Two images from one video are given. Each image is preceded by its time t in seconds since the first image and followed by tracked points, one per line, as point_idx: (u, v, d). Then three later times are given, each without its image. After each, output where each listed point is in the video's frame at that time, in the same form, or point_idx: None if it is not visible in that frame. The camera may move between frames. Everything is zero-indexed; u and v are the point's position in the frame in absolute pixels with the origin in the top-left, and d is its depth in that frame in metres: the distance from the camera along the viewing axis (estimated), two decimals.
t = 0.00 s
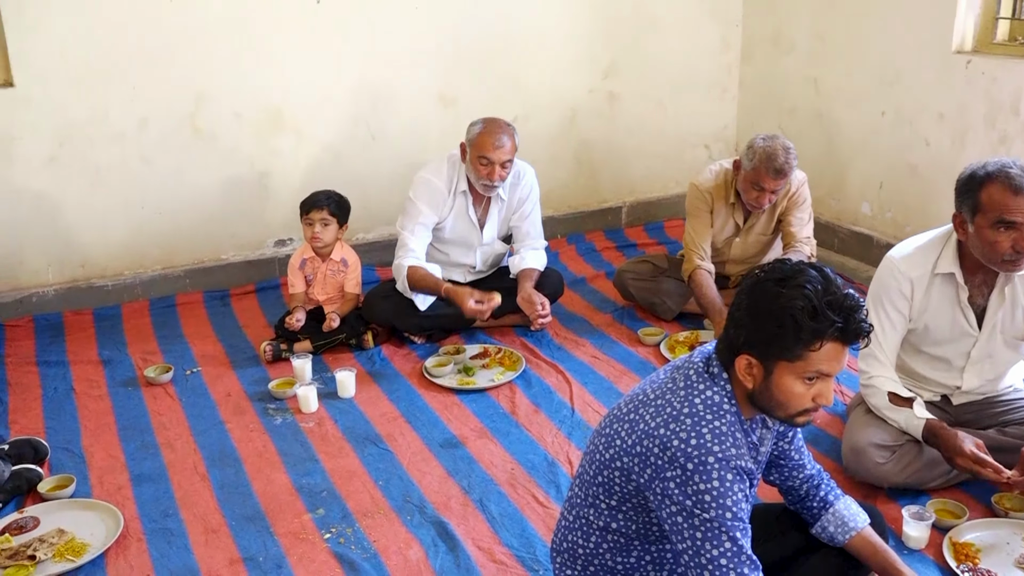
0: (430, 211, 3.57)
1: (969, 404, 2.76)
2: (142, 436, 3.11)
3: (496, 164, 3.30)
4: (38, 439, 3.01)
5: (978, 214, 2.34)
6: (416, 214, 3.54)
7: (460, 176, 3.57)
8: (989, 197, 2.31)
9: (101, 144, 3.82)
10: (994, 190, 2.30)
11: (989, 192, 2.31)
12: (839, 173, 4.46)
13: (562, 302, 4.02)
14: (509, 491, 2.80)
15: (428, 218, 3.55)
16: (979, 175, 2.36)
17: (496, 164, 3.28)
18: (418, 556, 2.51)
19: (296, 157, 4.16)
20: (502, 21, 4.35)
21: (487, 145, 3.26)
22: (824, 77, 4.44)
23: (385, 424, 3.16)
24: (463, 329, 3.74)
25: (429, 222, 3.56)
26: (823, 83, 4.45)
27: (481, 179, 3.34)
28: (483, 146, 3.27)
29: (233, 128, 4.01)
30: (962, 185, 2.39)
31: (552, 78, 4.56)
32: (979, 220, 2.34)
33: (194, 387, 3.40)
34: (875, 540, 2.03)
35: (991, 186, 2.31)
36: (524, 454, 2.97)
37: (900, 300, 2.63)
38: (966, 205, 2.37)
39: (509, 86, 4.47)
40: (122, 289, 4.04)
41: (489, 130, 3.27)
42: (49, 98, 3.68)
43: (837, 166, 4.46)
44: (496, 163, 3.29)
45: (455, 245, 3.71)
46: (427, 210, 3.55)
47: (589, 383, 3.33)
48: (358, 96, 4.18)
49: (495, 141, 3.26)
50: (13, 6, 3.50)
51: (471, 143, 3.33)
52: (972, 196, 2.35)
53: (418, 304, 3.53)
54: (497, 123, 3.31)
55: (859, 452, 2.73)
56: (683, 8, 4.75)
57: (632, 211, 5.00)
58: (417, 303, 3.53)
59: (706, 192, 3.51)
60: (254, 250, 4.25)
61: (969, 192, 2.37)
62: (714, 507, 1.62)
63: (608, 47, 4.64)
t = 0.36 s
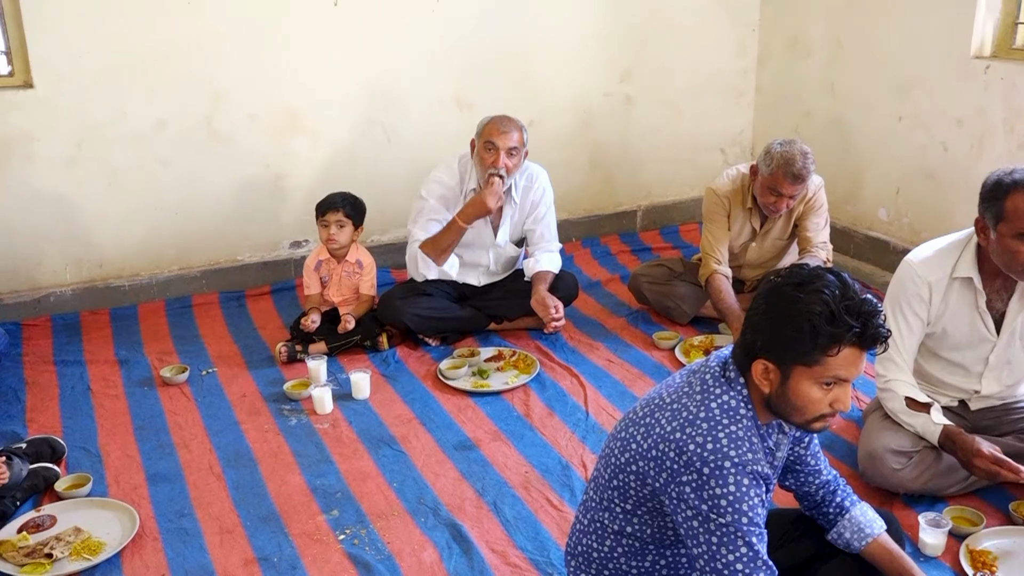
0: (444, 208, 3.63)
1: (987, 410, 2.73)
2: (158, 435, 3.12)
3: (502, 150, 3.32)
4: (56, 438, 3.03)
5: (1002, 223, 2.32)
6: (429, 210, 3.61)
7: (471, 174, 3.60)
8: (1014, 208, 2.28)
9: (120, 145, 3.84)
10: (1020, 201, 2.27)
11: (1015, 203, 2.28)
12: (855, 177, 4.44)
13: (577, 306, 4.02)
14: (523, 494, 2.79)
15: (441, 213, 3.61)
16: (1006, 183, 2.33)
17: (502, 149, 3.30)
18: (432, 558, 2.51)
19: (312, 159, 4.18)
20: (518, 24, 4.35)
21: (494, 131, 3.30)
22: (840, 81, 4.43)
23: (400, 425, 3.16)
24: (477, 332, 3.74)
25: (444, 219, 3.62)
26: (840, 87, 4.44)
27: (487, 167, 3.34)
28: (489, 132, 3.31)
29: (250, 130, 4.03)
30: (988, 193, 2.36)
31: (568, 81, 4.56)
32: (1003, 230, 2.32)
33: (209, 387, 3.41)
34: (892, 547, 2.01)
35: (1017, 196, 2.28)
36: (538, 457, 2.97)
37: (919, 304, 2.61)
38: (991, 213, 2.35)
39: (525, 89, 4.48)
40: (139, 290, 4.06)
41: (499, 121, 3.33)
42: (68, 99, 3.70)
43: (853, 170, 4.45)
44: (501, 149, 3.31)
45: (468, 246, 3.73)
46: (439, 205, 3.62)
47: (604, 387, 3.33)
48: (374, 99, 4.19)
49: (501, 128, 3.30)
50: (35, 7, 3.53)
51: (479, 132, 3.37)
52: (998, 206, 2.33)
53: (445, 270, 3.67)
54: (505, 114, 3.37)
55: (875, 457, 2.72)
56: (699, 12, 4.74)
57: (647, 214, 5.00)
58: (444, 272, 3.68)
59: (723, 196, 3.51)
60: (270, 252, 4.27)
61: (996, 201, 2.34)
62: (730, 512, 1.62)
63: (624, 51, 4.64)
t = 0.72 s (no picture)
0: (459, 207, 3.63)
1: (1008, 411, 2.71)
2: (177, 432, 3.14)
3: (518, 151, 3.32)
4: (76, 434, 3.05)
5: None
6: (445, 209, 3.61)
7: (487, 172, 3.61)
8: None
9: (139, 144, 3.86)
10: None
11: None
12: (875, 176, 4.42)
13: (594, 304, 4.02)
14: (541, 492, 2.79)
15: (457, 212, 3.61)
16: None
17: (517, 150, 3.31)
18: (450, 556, 2.52)
19: (330, 157, 4.19)
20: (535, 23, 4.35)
21: (509, 132, 3.30)
22: (860, 79, 4.40)
23: (417, 423, 3.17)
24: (495, 330, 3.75)
25: (459, 217, 3.62)
26: (860, 86, 4.41)
27: (503, 168, 3.36)
28: (505, 133, 3.31)
29: (269, 128, 4.04)
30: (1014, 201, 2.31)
31: (586, 79, 4.55)
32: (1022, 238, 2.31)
33: (228, 384, 3.43)
34: (914, 549, 1.99)
35: None
36: (555, 455, 2.96)
37: (939, 304, 2.59)
38: (1015, 220, 2.31)
39: (542, 87, 4.47)
40: (159, 287, 4.08)
41: (514, 120, 3.32)
42: (89, 98, 3.73)
43: (873, 169, 4.42)
44: (518, 149, 3.32)
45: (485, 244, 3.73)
46: (456, 204, 3.62)
47: (622, 386, 3.33)
48: (393, 97, 4.20)
49: (517, 128, 3.30)
50: (56, 6, 3.55)
51: (495, 132, 3.37)
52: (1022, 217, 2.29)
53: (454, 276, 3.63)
54: (522, 112, 3.36)
55: (894, 458, 2.71)
56: (717, 9, 4.72)
57: (665, 213, 4.99)
58: (452, 277, 3.63)
59: (741, 194, 3.50)
60: (288, 250, 4.29)
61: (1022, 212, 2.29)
62: (749, 512, 1.61)
63: (642, 49, 4.63)
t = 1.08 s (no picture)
0: (478, 211, 3.63)
1: None
2: (201, 427, 3.17)
3: (538, 166, 3.31)
4: (102, 428, 3.08)
5: None
6: (464, 215, 3.60)
7: (506, 175, 3.61)
8: None
9: (164, 140, 3.89)
10: None
11: None
12: (900, 174, 4.38)
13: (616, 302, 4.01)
14: (563, 489, 2.79)
15: (476, 217, 3.61)
16: None
17: (537, 166, 3.30)
18: (472, 552, 2.52)
19: (354, 154, 4.20)
20: (559, 20, 4.34)
21: (528, 148, 3.27)
22: (886, 75, 4.37)
23: (439, 419, 3.18)
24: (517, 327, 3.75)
25: (477, 222, 3.62)
26: (885, 82, 4.37)
27: (524, 181, 3.37)
28: (523, 149, 3.29)
29: (293, 125, 4.06)
30: None
31: (609, 76, 4.54)
32: None
33: (252, 379, 3.45)
34: (940, 550, 1.96)
35: None
36: (577, 452, 2.96)
37: (969, 308, 2.56)
38: None
39: (565, 83, 4.46)
40: (183, 283, 4.11)
41: (532, 134, 3.29)
42: (116, 96, 3.76)
43: (899, 167, 4.38)
44: (537, 165, 3.31)
45: (505, 243, 3.74)
46: (474, 208, 3.62)
47: (644, 384, 3.32)
48: (417, 95, 4.21)
49: (535, 144, 3.28)
50: (82, 4, 3.58)
51: (514, 144, 3.35)
52: None
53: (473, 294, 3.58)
54: (539, 124, 3.32)
55: (920, 458, 2.69)
56: (742, 5, 4.70)
57: (687, 210, 4.97)
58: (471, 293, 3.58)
59: (766, 191, 3.48)
60: (311, 246, 4.30)
61: None
62: (774, 511, 1.60)
63: (666, 45, 4.61)
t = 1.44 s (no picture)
0: (503, 211, 3.63)
1: None
2: (230, 422, 3.19)
3: (561, 175, 3.30)
4: (133, 422, 3.11)
5: None
6: (490, 215, 3.60)
7: (530, 176, 3.60)
8: None
9: (195, 138, 3.92)
10: None
11: None
12: (933, 173, 4.33)
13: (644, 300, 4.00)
14: (590, 488, 2.78)
15: (501, 217, 3.61)
16: None
17: (560, 176, 3.29)
18: (499, 550, 2.52)
19: (382, 151, 4.21)
20: (588, 17, 4.33)
21: (551, 158, 3.26)
22: (919, 73, 4.31)
23: (466, 417, 3.18)
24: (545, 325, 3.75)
25: (502, 222, 3.62)
26: (919, 80, 4.32)
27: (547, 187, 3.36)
28: (547, 159, 3.28)
29: (322, 122, 4.08)
30: None
31: (638, 73, 4.52)
32: None
33: (280, 375, 3.47)
34: (974, 554, 1.93)
35: None
36: (604, 451, 2.95)
37: (1008, 310, 2.52)
38: None
39: (593, 81, 4.45)
40: (213, 279, 4.14)
41: (555, 143, 3.26)
42: (148, 93, 3.79)
43: (933, 165, 4.33)
44: (561, 174, 3.30)
45: (531, 242, 3.74)
46: (500, 208, 3.62)
47: (673, 382, 3.30)
48: (446, 92, 4.22)
49: (558, 154, 3.26)
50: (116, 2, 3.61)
51: (538, 151, 3.33)
52: None
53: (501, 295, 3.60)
54: (563, 132, 3.28)
55: (952, 461, 2.65)
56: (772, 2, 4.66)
57: (716, 209, 4.93)
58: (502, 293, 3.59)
59: (797, 189, 3.44)
60: (340, 243, 4.32)
61: None
62: (805, 512, 1.59)
63: (696, 42, 4.58)
